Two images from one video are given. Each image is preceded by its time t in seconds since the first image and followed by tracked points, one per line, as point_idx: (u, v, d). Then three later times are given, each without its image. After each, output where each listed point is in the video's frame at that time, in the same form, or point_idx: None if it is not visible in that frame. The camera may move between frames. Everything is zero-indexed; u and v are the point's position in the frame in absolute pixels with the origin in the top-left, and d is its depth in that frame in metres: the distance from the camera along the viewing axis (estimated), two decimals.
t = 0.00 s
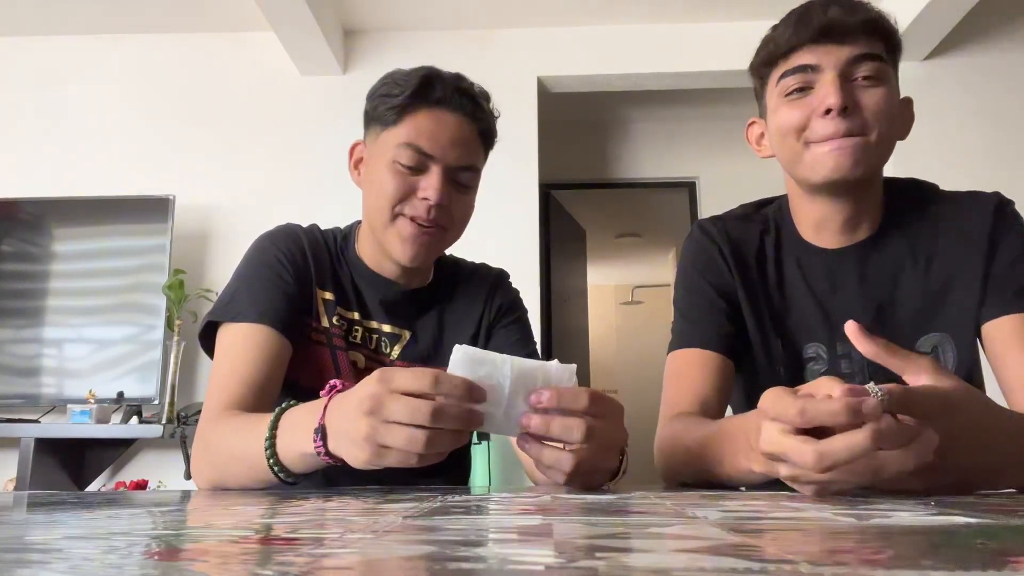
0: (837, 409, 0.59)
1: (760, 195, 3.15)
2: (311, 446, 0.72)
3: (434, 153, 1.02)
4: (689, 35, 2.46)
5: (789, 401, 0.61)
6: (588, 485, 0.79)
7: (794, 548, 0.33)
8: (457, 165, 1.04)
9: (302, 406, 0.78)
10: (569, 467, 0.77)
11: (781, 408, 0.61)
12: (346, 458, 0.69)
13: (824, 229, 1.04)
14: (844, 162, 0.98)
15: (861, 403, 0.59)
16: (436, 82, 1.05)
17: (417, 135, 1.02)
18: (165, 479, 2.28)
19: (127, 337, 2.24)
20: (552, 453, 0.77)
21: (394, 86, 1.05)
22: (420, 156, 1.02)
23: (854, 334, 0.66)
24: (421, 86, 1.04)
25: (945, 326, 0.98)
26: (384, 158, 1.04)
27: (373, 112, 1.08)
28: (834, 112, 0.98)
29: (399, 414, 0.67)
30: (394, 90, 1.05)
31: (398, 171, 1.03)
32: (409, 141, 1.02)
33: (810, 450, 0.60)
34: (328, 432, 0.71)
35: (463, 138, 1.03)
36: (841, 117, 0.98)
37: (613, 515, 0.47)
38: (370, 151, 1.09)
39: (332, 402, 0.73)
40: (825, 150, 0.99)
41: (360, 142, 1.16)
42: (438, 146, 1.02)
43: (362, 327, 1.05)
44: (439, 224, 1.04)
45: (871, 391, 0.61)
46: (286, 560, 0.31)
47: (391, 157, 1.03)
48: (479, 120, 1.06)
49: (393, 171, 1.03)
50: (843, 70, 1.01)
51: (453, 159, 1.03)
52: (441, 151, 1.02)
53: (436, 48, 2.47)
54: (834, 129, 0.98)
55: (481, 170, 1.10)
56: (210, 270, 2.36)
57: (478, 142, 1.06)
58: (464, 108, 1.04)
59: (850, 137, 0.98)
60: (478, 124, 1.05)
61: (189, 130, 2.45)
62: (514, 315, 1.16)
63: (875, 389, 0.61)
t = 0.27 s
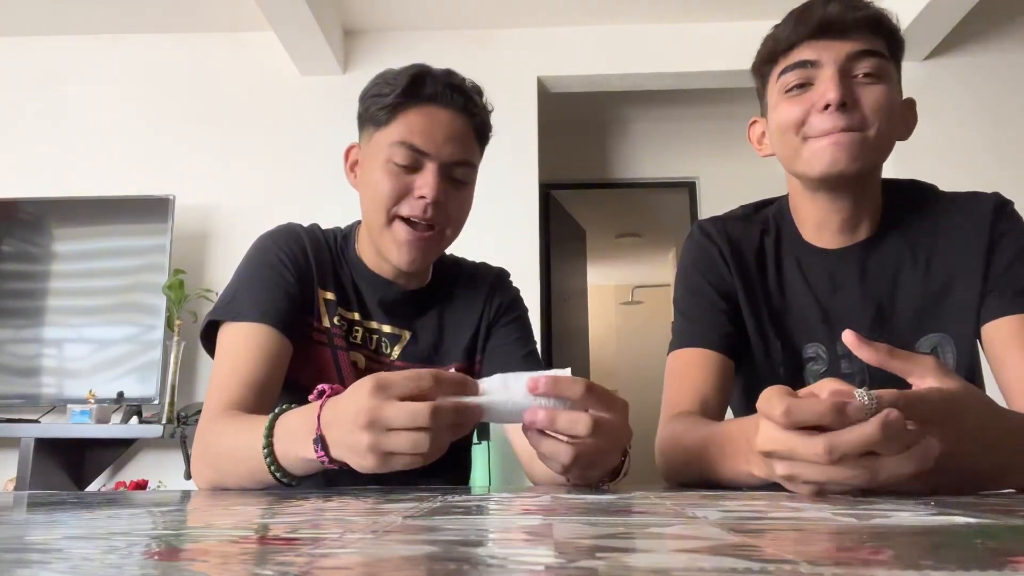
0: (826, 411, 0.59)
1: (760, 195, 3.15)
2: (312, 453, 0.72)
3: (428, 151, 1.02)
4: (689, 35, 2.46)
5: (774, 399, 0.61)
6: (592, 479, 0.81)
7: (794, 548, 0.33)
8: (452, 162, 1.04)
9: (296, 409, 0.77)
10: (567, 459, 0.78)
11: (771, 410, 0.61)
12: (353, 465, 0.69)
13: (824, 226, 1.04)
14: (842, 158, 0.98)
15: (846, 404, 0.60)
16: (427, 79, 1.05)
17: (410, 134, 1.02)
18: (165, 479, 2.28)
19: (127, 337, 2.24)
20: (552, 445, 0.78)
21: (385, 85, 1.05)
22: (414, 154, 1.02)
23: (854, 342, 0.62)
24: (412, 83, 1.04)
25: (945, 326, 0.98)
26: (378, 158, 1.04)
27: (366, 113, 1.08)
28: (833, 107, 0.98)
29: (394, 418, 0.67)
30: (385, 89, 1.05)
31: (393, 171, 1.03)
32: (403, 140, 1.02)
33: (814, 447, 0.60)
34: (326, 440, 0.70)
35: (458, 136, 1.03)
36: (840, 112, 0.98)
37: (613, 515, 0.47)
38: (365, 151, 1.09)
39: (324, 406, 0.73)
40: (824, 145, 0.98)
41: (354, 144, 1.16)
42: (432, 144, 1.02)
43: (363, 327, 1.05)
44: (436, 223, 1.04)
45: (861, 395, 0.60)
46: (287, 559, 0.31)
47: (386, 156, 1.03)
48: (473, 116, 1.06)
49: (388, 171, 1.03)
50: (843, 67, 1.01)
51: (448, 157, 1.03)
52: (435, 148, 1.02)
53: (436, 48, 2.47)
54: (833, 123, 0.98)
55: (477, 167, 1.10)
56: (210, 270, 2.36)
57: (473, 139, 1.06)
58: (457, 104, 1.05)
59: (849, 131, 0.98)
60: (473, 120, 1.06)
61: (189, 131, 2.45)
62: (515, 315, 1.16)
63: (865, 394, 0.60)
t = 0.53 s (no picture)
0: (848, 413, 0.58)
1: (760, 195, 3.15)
2: (306, 450, 0.72)
3: (427, 151, 1.02)
4: (689, 35, 2.46)
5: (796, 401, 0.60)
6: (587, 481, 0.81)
7: (793, 548, 0.33)
8: (451, 162, 1.04)
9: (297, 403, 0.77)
10: (564, 464, 0.78)
11: (789, 407, 0.60)
12: (346, 464, 0.70)
13: (824, 224, 1.04)
14: (842, 154, 0.97)
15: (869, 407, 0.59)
16: (424, 78, 1.05)
17: (408, 134, 1.02)
18: (165, 479, 2.28)
19: (127, 337, 2.24)
20: (547, 449, 0.78)
21: (382, 86, 1.05)
22: (412, 154, 1.02)
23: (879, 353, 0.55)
24: (409, 83, 1.04)
25: (945, 326, 0.98)
26: (377, 158, 1.04)
27: (363, 114, 1.09)
28: (834, 104, 0.98)
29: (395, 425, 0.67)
30: (382, 89, 1.05)
31: (391, 171, 1.03)
32: (401, 140, 1.02)
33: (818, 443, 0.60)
34: (322, 437, 0.70)
35: (455, 135, 1.03)
36: (841, 110, 0.98)
37: (612, 515, 0.47)
38: (363, 153, 1.09)
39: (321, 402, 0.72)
40: (824, 142, 0.98)
41: (352, 144, 1.16)
42: (430, 143, 1.02)
43: (364, 325, 1.06)
44: (436, 223, 1.04)
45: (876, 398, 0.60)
46: (286, 559, 0.31)
47: (384, 157, 1.03)
48: (470, 115, 1.06)
49: (386, 171, 1.03)
50: (844, 65, 1.01)
51: (446, 156, 1.03)
52: (433, 148, 1.02)
53: (436, 48, 2.47)
54: (833, 121, 0.98)
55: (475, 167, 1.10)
56: (210, 269, 2.36)
57: (471, 139, 1.06)
58: (455, 105, 1.05)
59: (850, 128, 0.97)
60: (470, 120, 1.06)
61: (189, 131, 2.45)
62: (515, 313, 1.16)
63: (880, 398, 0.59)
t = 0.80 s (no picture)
0: (868, 418, 0.58)
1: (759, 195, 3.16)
2: (310, 449, 0.72)
3: (423, 150, 1.02)
4: (689, 35, 2.46)
5: (813, 406, 0.60)
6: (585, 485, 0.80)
7: (794, 548, 0.33)
8: (447, 161, 1.04)
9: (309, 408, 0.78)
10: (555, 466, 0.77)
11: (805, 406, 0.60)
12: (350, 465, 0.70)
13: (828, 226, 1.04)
14: (853, 161, 0.98)
15: (886, 416, 0.58)
16: (420, 77, 1.05)
17: (404, 133, 1.02)
18: (165, 479, 2.28)
19: (127, 337, 2.24)
20: (537, 454, 0.77)
21: (377, 86, 1.05)
22: (410, 154, 1.02)
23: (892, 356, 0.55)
24: (405, 82, 1.04)
25: (945, 327, 0.98)
26: (373, 159, 1.04)
27: (360, 114, 1.09)
28: (844, 108, 0.98)
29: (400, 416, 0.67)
30: (378, 89, 1.05)
31: (389, 171, 1.03)
32: (398, 140, 1.02)
33: (821, 443, 0.59)
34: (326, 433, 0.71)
35: (452, 133, 1.03)
36: (851, 114, 0.98)
37: (611, 515, 0.47)
38: (359, 153, 1.09)
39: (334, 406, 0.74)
40: (834, 148, 0.99)
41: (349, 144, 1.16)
42: (427, 143, 1.02)
43: (364, 320, 1.05)
44: (433, 223, 1.05)
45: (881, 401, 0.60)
46: (287, 559, 0.31)
47: (381, 157, 1.03)
48: (467, 113, 1.06)
49: (383, 171, 1.03)
50: (851, 68, 1.00)
51: (443, 155, 1.03)
52: (430, 147, 1.02)
53: (436, 48, 2.47)
54: (844, 126, 0.98)
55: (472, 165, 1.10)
56: (210, 269, 2.36)
57: (467, 137, 1.06)
58: (451, 103, 1.05)
59: (860, 134, 0.98)
60: (466, 119, 1.05)
61: (189, 131, 2.45)
62: (516, 312, 1.16)
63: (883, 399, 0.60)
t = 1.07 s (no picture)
0: (882, 429, 0.58)
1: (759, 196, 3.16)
2: (310, 450, 0.72)
3: (420, 142, 1.02)
4: (689, 36, 2.46)
5: (829, 403, 0.60)
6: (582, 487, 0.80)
7: (793, 548, 0.33)
8: (444, 153, 1.04)
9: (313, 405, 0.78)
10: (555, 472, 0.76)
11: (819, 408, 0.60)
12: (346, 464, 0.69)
13: (823, 228, 1.04)
14: (836, 166, 0.98)
15: (900, 429, 0.59)
16: (414, 72, 1.06)
17: (400, 126, 1.02)
18: (165, 479, 2.28)
19: (127, 337, 2.24)
20: (539, 458, 0.77)
21: (373, 81, 1.06)
22: (406, 146, 1.02)
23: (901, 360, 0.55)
24: (399, 76, 1.04)
25: (945, 327, 0.98)
26: (370, 152, 1.04)
27: (355, 110, 1.09)
28: (824, 115, 0.98)
29: (385, 438, 0.67)
30: (373, 84, 1.05)
31: (386, 164, 1.03)
32: (394, 133, 1.02)
33: (824, 442, 0.60)
34: (325, 434, 0.71)
35: (447, 125, 1.04)
36: (831, 120, 0.98)
37: (612, 515, 0.47)
38: (356, 148, 1.09)
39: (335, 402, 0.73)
40: (818, 152, 0.99)
41: (344, 142, 1.16)
42: (423, 134, 1.02)
43: (364, 316, 1.05)
44: (432, 216, 1.04)
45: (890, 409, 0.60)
46: (287, 560, 0.31)
47: (378, 150, 1.03)
48: (460, 104, 1.07)
49: (380, 165, 1.03)
50: (834, 74, 1.00)
51: (439, 147, 1.03)
52: (426, 139, 1.02)
53: (436, 48, 2.47)
54: (828, 131, 0.98)
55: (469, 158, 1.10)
56: (210, 269, 2.36)
57: (463, 130, 1.06)
58: (445, 96, 1.05)
59: (843, 138, 0.98)
60: (461, 110, 1.06)
61: (190, 131, 2.45)
62: (516, 307, 1.16)
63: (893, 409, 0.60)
